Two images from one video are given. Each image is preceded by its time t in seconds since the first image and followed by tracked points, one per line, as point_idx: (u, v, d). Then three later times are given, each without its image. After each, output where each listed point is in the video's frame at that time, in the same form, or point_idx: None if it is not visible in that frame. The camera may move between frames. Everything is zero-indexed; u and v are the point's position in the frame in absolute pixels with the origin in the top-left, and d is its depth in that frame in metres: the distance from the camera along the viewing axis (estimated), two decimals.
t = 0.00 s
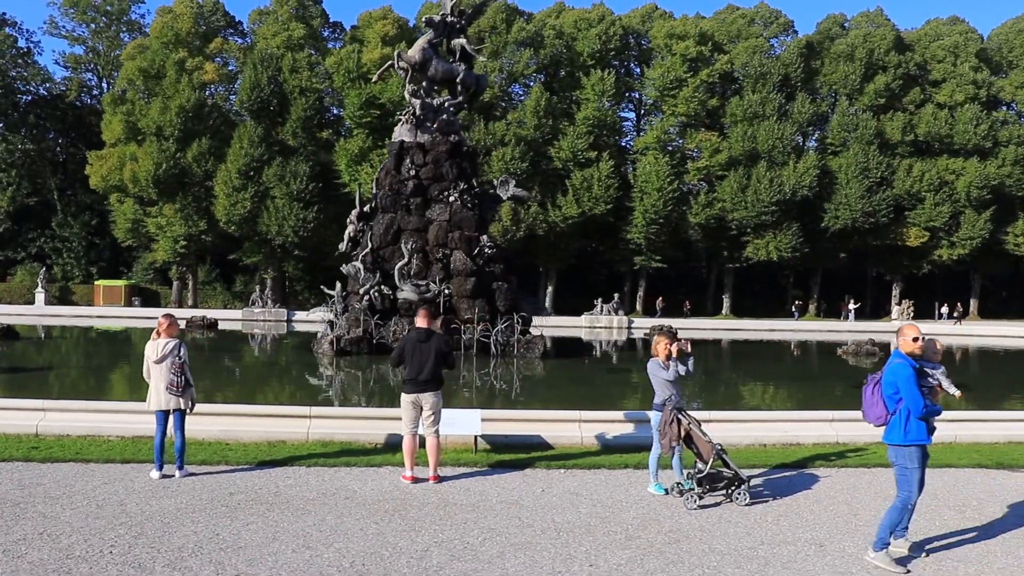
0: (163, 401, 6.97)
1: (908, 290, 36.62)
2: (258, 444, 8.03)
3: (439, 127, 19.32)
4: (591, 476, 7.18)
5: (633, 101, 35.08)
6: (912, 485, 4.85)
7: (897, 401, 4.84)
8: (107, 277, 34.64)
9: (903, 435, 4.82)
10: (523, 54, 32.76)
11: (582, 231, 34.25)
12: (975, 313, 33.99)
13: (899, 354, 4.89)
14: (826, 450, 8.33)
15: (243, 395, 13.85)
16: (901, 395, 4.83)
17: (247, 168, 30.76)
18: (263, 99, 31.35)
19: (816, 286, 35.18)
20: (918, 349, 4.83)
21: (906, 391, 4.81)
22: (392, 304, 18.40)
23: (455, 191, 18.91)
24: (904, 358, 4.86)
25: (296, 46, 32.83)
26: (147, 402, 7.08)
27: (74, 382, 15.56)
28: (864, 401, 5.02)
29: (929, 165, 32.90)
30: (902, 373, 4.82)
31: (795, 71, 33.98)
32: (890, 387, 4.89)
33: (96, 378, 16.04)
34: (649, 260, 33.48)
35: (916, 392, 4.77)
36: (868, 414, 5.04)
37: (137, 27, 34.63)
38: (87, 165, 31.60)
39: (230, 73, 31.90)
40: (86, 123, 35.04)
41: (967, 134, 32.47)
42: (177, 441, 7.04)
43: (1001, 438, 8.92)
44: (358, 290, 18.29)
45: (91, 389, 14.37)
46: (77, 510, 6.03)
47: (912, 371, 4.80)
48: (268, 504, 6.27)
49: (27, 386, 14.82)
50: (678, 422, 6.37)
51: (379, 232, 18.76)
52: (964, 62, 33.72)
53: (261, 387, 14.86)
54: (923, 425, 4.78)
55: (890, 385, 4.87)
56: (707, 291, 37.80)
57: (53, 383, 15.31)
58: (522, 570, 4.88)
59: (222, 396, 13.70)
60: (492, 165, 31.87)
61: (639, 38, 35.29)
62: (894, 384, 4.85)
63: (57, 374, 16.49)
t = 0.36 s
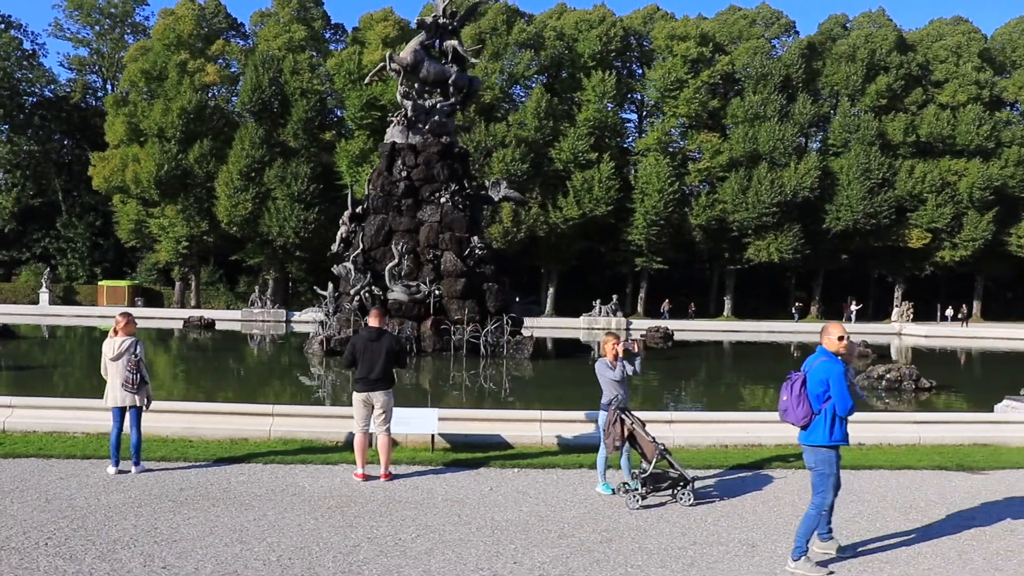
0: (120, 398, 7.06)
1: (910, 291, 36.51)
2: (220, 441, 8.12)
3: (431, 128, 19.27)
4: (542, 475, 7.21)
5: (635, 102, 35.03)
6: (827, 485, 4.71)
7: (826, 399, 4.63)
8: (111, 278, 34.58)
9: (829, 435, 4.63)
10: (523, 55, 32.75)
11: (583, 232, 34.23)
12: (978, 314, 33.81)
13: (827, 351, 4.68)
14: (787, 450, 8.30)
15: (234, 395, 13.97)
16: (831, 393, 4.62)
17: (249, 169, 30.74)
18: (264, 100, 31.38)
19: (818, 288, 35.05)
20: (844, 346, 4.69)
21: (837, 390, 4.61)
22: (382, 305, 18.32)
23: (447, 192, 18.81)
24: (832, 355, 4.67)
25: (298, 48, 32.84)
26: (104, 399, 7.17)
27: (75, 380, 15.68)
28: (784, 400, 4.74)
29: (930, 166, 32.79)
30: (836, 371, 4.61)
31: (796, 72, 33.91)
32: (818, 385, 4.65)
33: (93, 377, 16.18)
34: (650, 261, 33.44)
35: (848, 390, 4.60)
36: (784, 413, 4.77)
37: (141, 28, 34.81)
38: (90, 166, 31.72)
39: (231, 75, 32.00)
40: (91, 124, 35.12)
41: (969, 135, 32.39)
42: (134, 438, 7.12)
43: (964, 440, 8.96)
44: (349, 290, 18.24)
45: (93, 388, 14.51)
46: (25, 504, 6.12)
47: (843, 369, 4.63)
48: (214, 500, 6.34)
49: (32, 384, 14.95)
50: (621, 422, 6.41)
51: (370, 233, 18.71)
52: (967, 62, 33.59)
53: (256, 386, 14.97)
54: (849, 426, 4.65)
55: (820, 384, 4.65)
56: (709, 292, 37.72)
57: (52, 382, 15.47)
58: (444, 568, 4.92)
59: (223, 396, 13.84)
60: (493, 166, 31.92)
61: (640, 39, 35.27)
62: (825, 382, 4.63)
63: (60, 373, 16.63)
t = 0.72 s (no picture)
0: (79, 398, 7.18)
1: (914, 293, 36.36)
2: (185, 442, 8.21)
3: (423, 132, 19.29)
4: (496, 476, 7.24)
5: (638, 104, 35.03)
6: (750, 485, 4.77)
7: (746, 404, 4.63)
8: (117, 281, 34.84)
9: (752, 439, 4.65)
10: (525, 58, 32.71)
11: (585, 235, 34.22)
12: (982, 317, 33.65)
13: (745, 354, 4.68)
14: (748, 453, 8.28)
15: (227, 396, 14.09)
16: (752, 399, 4.63)
17: (251, 172, 30.77)
18: (266, 103, 31.30)
19: (821, 290, 34.95)
20: (760, 349, 4.71)
21: (758, 394, 4.62)
22: (375, 307, 18.31)
23: (438, 195, 18.82)
24: (750, 359, 4.68)
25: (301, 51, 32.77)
26: (64, 399, 7.28)
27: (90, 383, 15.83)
28: (705, 407, 4.72)
29: (934, 168, 32.64)
30: (756, 376, 4.62)
31: (799, 74, 33.85)
32: (738, 390, 4.65)
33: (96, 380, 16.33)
34: (652, 264, 33.39)
35: (768, 393, 4.62)
36: (706, 419, 4.75)
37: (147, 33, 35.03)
38: (94, 170, 31.89)
39: (235, 79, 32.11)
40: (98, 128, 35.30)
41: (973, 136, 32.32)
42: (93, 438, 7.22)
43: (929, 443, 8.96)
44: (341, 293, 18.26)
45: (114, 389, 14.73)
46: None
47: (763, 373, 4.64)
48: (165, 499, 6.43)
49: (34, 386, 15.11)
50: (566, 423, 6.44)
51: (363, 236, 18.74)
52: (971, 63, 33.45)
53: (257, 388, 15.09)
54: (769, 429, 4.67)
55: (740, 389, 4.64)
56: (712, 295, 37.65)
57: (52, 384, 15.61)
58: (371, 567, 4.99)
59: (228, 399, 13.97)
60: (494, 168, 31.94)
61: (642, 41, 35.25)
62: (744, 387, 4.63)
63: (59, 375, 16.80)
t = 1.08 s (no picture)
0: (41, 403, 7.20)
1: (920, 296, 36.18)
2: (151, 447, 8.25)
3: (416, 137, 19.31)
4: (452, 481, 7.22)
5: (640, 108, 35.02)
6: (674, 491, 4.78)
7: (664, 410, 4.65)
8: (122, 288, 35.04)
9: (671, 445, 4.67)
10: (526, 63, 32.73)
11: (588, 239, 34.15)
12: (989, 319, 33.44)
13: (666, 360, 4.72)
14: (713, 459, 8.20)
15: (223, 402, 14.11)
16: (669, 404, 4.65)
17: (253, 179, 30.80)
18: (269, 110, 31.32)
19: (826, 293, 34.79)
20: (683, 355, 4.73)
21: (675, 400, 4.65)
22: (367, 313, 18.31)
23: (431, 201, 18.84)
24: (671, 364, 4.71)
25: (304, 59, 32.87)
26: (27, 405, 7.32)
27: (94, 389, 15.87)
28: (626, 411, 4.77)
29: (938, 170, 32.49)
30: (673, 381, 4.65)
31: (801, 77, 33.79)
32: (658, 396, 4.69)
33: (94, 387, 16.40)
34: (655, 268, 33.28)
35: (685, 400, 4.64)
36: (628, 423, 4.79)
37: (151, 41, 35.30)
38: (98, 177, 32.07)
39: (238, 86, 32.28)
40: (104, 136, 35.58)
41: (977, 138, 32.28)
42: (54, 443, 7.24)
43: (901, 446, 8.84)
44: (333, 298, 18.26)
45: (121, 396, 14.79)
46: None
47: (681, 379, 4.67)
48: (117, 503, 6.47)
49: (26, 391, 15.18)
50: (514, 427, 6.46)
51: (355, 241, 18.75)
52: (974, 64, 33.31)
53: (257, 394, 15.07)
54: (688, 435, 4.68)
55: (659, 394, 4.68)
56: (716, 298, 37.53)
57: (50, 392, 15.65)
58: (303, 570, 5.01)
59: (225, 404, 14.03)
60: (496, 173, 31.93)
61: (644, 46, 35.28)
62: (662, 392, 4.66)
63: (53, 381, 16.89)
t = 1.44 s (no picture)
0: (3, 406, 7.32)
1: (923, 298, 36.11)
2: (117, 448, 8.37)
3: (407, 140, 19.39)
4: (407, 481, 7.28)
5: (641, 111, 35.03)
6: (596, 490, 4.83)
7: (583, 410, 4.72)
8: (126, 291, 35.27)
9: (592, 444, 4.74)
10: (526, 66, 32.78)
11: (589, 242, 34.13)
12: (992, 320, 33.34)
13: (586, 360, 4.77)
14: (673, 460, 8.18)
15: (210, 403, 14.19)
16: (588, 403, 4.72)
17: (254, 183, 30.91)
18: (269, 113, 31.46)
19: (828, 295, 34.70)
20: (602, 354, 4.76)
21: (593, 399, 4.72)
22: (358, 315, 18.37)
23: (422, 203, 18.91)
24: (589, 364, 4.76)
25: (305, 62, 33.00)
26: None
27: (87, 392, 15.99)
28: (548, 411, 4.84)
29: (939, 171, 32.38)
30: (590, 381, 4.72)
31: (801, 79, 33.69)
32: (577, 395, 4.76)
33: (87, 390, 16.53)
34: (656, 270, 33.27)
35: (603, 399, 4.70)
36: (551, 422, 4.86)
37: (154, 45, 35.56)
38: (101, 182, 32.30)
39: (239, 90, 32.46)
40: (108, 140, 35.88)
41: (979, 139, 32.18)
42: (16, 445, 7.36)
43: (865, 447, 8.84)
44: (324, 301, 18.35)
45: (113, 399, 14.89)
46: None
47: (598, 378, 4.72)
48: (71, 502, 6.58)
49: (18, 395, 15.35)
50: (458, 428, 6.51)
51: (346, 244, 18.83)
52: (976, 65, 33.23)
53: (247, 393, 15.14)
54: (609, 434, 4.74)
55: (578, 393, 4.75)
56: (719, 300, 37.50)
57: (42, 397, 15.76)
58: (235, 566, 5.11)
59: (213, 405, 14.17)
60: (496, 176, 31.97)
61: (645, 47, 35.28)
62: (580, 392, 4.73)
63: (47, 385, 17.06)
